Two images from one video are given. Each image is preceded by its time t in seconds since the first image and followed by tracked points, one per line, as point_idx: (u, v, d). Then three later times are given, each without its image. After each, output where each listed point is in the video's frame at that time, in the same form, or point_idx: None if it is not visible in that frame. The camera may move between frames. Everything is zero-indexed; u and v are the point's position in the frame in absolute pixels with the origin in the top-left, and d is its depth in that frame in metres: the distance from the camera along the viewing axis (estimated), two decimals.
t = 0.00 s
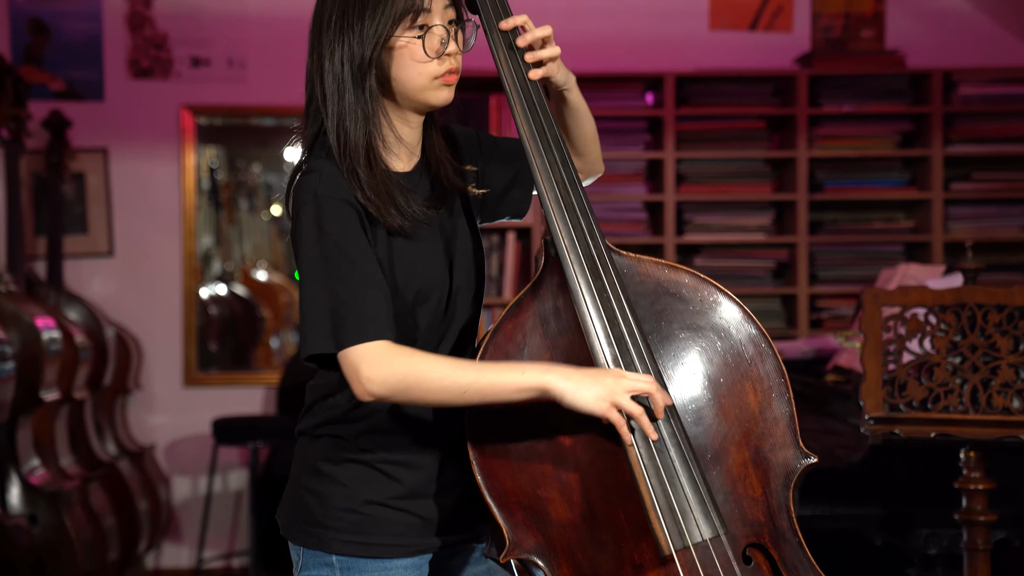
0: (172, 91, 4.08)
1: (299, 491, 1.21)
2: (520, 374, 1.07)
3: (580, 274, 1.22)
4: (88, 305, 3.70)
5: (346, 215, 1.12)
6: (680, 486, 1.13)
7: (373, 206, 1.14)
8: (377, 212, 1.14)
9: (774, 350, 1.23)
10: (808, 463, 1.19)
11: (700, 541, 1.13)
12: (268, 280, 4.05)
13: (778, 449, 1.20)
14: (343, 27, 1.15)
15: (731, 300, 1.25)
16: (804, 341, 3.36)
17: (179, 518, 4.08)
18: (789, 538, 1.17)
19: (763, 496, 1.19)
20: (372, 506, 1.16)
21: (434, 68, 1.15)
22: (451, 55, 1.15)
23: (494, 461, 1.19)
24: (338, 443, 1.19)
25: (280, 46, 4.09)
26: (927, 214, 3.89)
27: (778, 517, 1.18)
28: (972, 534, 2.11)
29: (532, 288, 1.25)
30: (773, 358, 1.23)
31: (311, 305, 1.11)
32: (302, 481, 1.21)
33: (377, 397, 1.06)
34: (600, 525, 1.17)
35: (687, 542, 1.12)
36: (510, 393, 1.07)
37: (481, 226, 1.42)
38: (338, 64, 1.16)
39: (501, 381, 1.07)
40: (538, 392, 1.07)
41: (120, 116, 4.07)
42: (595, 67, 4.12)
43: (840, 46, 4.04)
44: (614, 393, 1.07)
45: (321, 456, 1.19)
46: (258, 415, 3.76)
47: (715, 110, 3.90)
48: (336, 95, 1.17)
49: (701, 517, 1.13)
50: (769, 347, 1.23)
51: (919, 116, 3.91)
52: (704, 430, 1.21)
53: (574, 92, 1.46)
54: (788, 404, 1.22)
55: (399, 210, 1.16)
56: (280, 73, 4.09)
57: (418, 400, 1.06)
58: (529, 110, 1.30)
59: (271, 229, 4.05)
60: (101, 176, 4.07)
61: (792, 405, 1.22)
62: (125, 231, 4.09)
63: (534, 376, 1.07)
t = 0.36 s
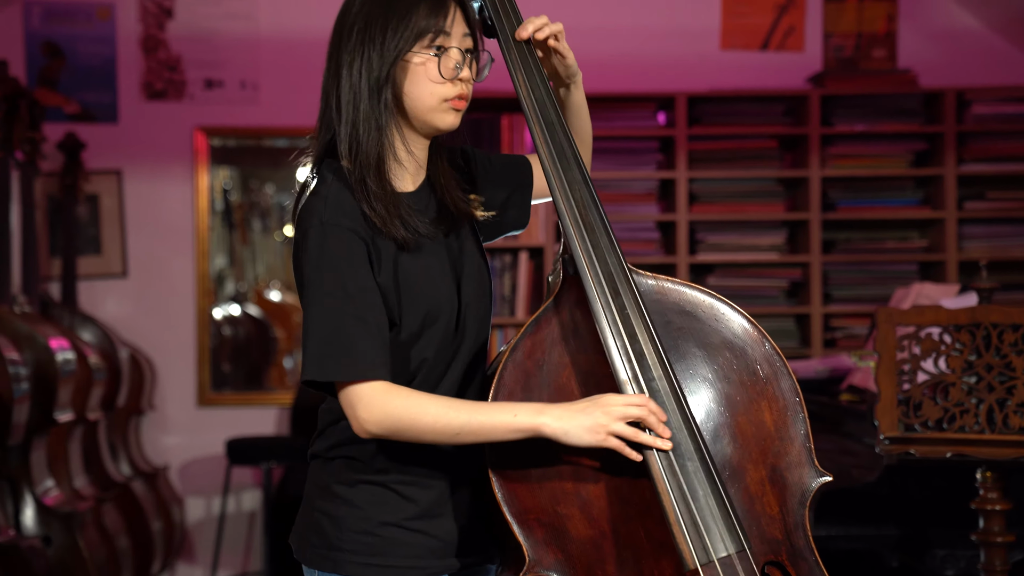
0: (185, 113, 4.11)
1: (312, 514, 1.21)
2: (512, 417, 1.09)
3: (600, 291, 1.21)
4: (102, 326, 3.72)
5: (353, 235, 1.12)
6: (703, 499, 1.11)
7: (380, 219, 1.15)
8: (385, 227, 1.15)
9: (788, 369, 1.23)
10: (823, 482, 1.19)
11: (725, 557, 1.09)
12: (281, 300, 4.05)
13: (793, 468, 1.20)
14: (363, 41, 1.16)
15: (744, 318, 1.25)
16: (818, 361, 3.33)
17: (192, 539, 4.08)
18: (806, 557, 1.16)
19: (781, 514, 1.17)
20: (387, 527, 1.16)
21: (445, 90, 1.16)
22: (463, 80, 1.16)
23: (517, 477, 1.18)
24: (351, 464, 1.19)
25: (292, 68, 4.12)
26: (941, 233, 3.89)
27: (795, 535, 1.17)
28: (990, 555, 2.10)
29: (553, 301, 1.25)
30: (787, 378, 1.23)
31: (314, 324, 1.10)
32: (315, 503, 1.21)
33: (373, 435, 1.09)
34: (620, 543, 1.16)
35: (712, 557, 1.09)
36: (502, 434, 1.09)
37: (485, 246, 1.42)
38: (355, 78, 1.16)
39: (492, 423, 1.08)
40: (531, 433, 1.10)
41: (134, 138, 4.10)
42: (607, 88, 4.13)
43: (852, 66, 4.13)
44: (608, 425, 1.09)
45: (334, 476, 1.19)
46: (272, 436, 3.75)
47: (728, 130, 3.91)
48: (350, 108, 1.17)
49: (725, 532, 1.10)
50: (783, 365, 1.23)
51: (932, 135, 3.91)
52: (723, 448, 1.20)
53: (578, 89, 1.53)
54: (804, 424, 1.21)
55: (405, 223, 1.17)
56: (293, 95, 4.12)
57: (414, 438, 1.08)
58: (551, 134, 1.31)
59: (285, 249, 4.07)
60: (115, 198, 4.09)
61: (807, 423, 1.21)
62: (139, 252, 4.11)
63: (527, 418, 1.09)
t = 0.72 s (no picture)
0: (208, 126, 4.14)
1: (333, 526, 1.20)
2: (554, 402, 1.07)
3: (622, 302, 1.21)
4: (125, 338, 3.76)
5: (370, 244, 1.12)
6: (727, 512, 1.10)
7: (404, 236, 1.15)
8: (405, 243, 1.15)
9: (812, 380, 1.22)
10: (846, 494, 1.17)
11: (749, 568, 1.08)
12: (303, 311, 4.09)
13: (816, 480, 1.18)
14: (404, 57, 1.15)
15: (767, 330, 1.24)
16: (841, 372, 3.30)
17: (213, 550, 4.10)
18: (829, 570, 1.15)
19: (804, 527, 1.16)
20: (409, 538, 1.16)
21: (476, 115, 1.14)
22: (497, 107, 1.14)
23: (539, 489, 1.18)
24: (372, 476, 1.19)
25: (314, 81, 4.14)
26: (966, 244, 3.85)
27: (819, 547, 1.15)
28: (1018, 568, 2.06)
29: (576, 311, 1.25)
30: (810, 389, 1.22)
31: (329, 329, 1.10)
32: (336, 516, 1.20)
33: (414, 430, 1.07)
34: (641, 554, 1.15)
35: (736, 569, 1.07)
36: (545, 422, 1.07)
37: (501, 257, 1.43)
38: (392, 94, 1.16)
39: (533, 410, 1.07)
40: (573, 419, 1.07)
41: (158, 151, 4.14)
42: (627, 99, 4.13)
43: (875, 76, 4.10)
44: (650, 418, 1.07)
45: (355, 489, 1.19)
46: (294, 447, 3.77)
47: (750, 141, 3.89)
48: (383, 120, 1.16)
49: (748, 542, 1.09)
50: (806, 377, 1.22)
51: (956, 146, 3.88)
52: (745, 460, 1.19)
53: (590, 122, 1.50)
54: (827, 436, 1.20)
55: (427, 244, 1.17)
56: (315, 108, 4.15)
57: (451, 432, 1.07)
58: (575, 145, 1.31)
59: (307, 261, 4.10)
60: (138, 210, 4.13)
61: (830, 434, 1.20)
62: (162, 264, 4.14)
63: (569, 403, 1.07)
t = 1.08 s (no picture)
0: (210, 138, 4.15)
1: (335, 539, 1.19)
2: (557, 406, 1.08)
3: (621, 313, 1.21)
4: (126, 350, 3.77)
5: (379, 245, 1.12)
6: (728, 523, 1.08)
7: (414, 252, 1.15)
8: (413, 253, 1.15)
9: (812, 392, 1.22)
10: (847, 505, 1.17)
11: None
12: (304, 323, 4.09)
13: (817, 492, 1.18)
14: (411, 72, 1.15)
15: (767, 341, 1.24)
16: (843, 383, 3.29)
17: (215, 562, 4.09)
18: None
19: (805, 538, 1.15)
20: (413, 551, 1.15)
21: (484, 132, 1.15)
22: (504, 123, 1.15)
23: (539, 502, 1.18)
24: (375, 489, 1.18)
25: (316, 93, 4.15)
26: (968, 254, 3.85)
27: (820, 559, 1.14)
28: None
29: (575, 323, 1.25)
30: (810, 401, 1.22)
31: (336, 332, 1.09)
32: (338, 529, 1.19)
33: (414, 428, 1.06)
34: (641, 567, 1.14)
35: None
36: (548, 426, 1.07)
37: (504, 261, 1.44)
38: (398, 108, 1.16)
39: (539, 413, 1.07)
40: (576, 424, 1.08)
41: (160, 163, 4.14)
42: (629, 110, 4.14)
43: (876, 87, 4.12)
44: (654, 424, 1.07)
45: (357, 502, 1.18)
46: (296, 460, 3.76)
47: (752, 152, 3.90)
48: (389, 132, 1.17)
49: (749, 553, 1.06)
50: (807, 388, 1.22)
51: (958, 156, 3.88)
52: (745, 471, 1.18)
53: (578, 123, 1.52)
54: (828, 447, 1.20)
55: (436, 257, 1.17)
56: (317, 120, 4.16)
57: (456, 433, 1.06)
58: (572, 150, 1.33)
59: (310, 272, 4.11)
60: (140, 222, 4.14)
61: (831, 446, 1.20)
62: (164, 276, 4.15)
63: (572, 408, 1.08)
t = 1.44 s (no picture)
0: (211, 144, 4.16)
1: (334, 545, 1.19)
2: (537, 447, 1.08)
3: (618, 321, 1.20)
4: (127, 356, 3.77)
5: (375, 264, 1.12)
6: (726, 534, 1.08)
7: (410, 272, 1.14)
8: (410, 272, 1.14)
9: (812, 399, 1.21)
10: (848, 512, 1.16)
11: None
12: (304, 328, 4.10)
13: (818, 499, 1.17)
14: (417, 86, 1.13)
15: (768, 349, 1.24)
16: (844, 390, 3.28)
17: (215, 569, 4.08)
18: None
19: (806, 546, 1.15)
20: (412, 558, 1.15)
21: (489, 154, 1.12)
22: (508, 145, 1.13)
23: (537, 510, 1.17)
24: (373, 496, 1.18)
25: (318, 99, 4.16)
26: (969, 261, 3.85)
27: (820, 567, 1.15)
28: None
29: (573, 332, 1.24)
30: (810, 408, 1.21)
31: (333, 351, 1.10)
32: (337, 535, 1.19)
33: (393, 458, 1.07)
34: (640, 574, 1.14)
35: None
36: (525, 464, 1.07)
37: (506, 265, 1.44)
38: (403, 123, 1.13)
39: (517, 453, 1.07)
40: (553, 465, 1.08)
41: (160, 169, 4.15)
42: (629, 117, 4.15)
43: (877, 94, 4.13)
44: (627, 450, 1.08)
45: (355, 509, 1.18)
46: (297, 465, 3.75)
47: (753, 158, 3.90)
48: (391, 145, 1.15)
49: (748, 564, 1.06)
50: (807, 395, 1.21)
51: (959, 163, 3.88)
52: (745, 478, 1.18)
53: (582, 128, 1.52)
54: (828, 454, 1.19)
55: (436, 276, 1.16)
56: (318, 125, 4.16)
57: (434, 463, 1.07)
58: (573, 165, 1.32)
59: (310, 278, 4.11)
60: (140, 228, 4.14)
61: (831, 452, 1.19)
62: (164, 282, 4.14)
63: (551, 450, 1.07)
